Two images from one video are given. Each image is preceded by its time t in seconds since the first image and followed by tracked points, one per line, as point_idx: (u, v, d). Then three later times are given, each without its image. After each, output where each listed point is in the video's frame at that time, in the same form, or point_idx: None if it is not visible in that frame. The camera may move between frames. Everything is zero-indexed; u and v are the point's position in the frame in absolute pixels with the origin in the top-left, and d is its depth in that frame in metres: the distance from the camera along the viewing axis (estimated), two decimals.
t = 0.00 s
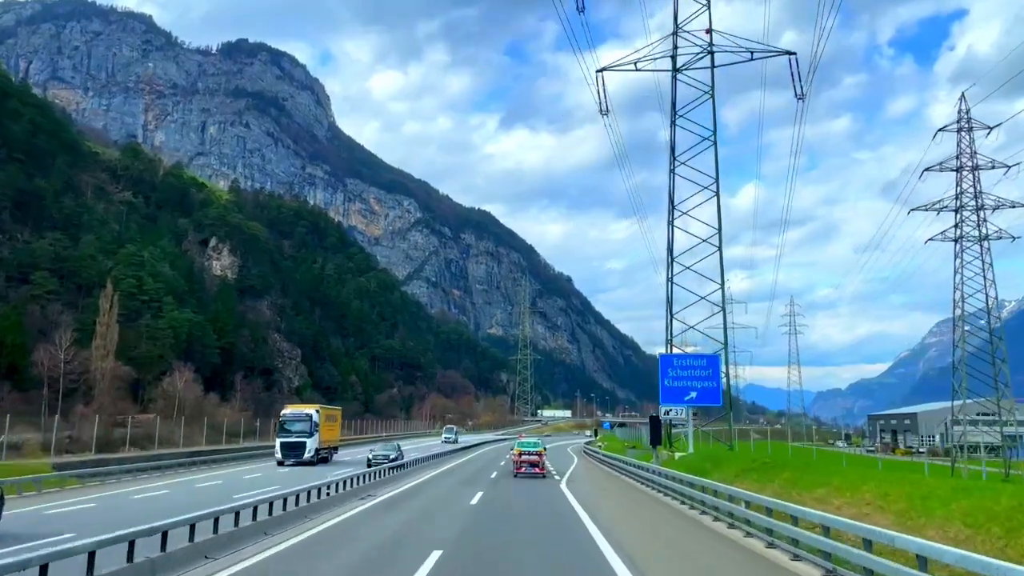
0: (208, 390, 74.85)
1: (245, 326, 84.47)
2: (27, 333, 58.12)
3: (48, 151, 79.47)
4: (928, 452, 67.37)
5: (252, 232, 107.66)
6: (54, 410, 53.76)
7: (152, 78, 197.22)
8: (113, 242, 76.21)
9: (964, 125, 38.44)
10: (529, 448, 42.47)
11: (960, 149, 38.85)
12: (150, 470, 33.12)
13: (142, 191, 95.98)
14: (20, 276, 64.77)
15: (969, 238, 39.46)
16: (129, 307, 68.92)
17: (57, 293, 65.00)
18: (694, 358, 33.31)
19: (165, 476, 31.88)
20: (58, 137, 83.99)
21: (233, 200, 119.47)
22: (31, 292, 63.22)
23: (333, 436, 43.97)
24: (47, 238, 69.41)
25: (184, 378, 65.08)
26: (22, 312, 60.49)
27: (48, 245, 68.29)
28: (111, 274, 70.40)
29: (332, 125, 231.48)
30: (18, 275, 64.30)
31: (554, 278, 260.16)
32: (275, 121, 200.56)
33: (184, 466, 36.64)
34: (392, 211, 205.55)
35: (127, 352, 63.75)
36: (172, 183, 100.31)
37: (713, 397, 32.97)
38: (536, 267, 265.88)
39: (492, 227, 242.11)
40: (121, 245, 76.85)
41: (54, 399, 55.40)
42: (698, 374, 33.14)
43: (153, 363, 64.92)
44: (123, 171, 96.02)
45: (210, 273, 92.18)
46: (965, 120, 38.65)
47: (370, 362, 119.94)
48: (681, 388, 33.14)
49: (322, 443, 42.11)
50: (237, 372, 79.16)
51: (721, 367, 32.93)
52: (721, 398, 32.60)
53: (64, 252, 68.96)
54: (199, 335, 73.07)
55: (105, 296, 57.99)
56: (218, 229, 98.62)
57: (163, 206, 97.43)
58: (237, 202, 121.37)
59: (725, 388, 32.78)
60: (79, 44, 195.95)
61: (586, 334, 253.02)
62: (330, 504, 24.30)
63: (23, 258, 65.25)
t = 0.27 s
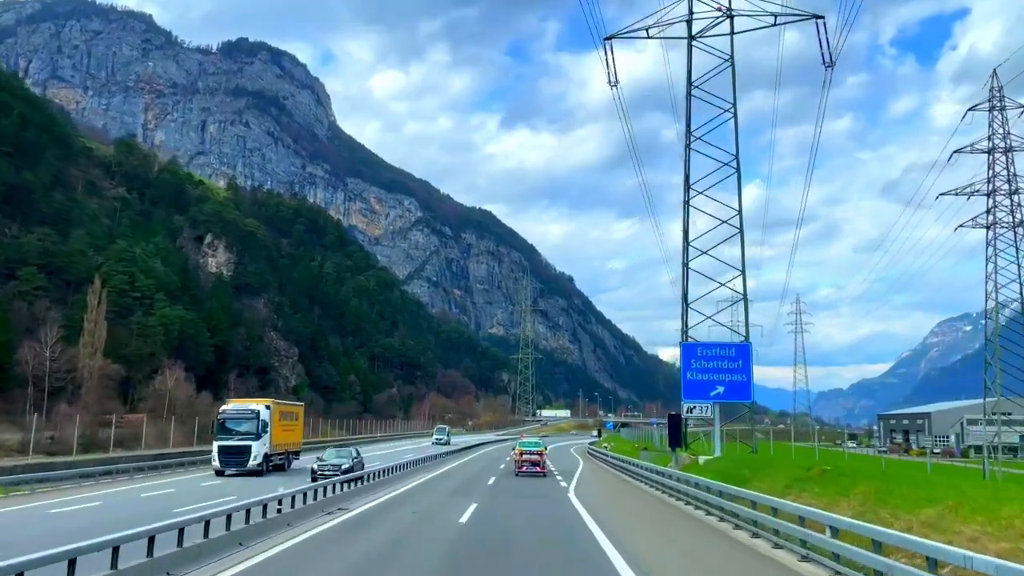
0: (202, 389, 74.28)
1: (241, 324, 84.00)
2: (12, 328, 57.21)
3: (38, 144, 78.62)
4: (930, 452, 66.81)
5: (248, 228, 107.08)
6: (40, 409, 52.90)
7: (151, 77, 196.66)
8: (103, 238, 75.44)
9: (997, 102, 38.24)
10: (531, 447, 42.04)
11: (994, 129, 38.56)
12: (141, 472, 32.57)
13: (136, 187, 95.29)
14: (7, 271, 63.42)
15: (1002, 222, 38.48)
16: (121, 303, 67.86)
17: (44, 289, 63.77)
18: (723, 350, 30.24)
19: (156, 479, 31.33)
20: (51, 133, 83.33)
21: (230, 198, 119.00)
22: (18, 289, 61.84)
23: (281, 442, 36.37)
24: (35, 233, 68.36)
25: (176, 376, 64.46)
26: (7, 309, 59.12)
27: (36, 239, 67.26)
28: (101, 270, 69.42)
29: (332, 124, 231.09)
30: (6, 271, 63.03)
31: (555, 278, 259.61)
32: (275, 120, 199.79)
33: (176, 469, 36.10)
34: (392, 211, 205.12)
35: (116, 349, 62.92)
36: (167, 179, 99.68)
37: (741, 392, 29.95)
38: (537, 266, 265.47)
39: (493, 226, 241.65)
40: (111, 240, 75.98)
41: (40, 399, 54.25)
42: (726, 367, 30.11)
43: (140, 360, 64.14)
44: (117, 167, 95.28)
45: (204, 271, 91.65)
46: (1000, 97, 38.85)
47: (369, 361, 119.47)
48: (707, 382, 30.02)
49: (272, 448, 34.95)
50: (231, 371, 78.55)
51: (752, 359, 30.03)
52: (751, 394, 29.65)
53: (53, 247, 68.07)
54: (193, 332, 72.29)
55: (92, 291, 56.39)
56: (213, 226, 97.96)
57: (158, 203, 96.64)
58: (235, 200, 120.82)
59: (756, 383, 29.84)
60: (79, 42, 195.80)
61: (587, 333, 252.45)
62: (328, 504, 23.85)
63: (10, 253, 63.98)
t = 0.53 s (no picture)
0: (194, 387, 73.57)
1: (237, 322, 83.63)
2: None
3: (27, 138, 77.73)
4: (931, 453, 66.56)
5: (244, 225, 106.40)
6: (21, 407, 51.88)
7: (151, 77, 196.10)
8: (92, 233, 74.54)
9: None
10: (532, 447, 41.62)
11: None
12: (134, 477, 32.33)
13: (130, 182, 94.52)
14: None
15: None
16: (110, 300, 66.52)
17: (30, 284, 62.92)
18: (760, 341, 27.47)
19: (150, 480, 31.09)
20: (44, 128, 82.48)
21: (228, 196, 118.47)
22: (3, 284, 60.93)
23: (201, 450, 28.86)
24: (23, 227, 67.40)
25: (168, 376, 63.78)
26: None
27: (24, 233, 66.27)
28: (91, 266, 68.46)
29: (333, 123, 230.76)
30: None
31: (557, 277, 259.24)
32: (275, 119, 199.10)
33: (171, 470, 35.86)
34: (393, 210, 204.59)
35: (105, 348, 61.83)
36: (161, 174, 98.90)
37: (780, 384, 27.16)
38: (538, 266, 265.01)
39: (495, 226, 241.36)
40: (102, 236, 75.09)
41: (21, 397, 53.24)
42: (763, 358, 27.39)
43: (131, 359, 63.10)
44: (111, 162, 94.45)
45: (198, 268, 91.01)
46: None
47: (368, 360, 119.01)
48: (741, 373, 27.24)
49: (187, 455, 27.50)
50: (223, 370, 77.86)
51: (792, 348, 27.34)
52: (792, 386, 27.04)
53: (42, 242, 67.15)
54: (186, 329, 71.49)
55: (79, 288, 55.17)
56: (208, 222, 97.42)
57: (152, 199, 95.91)
58: (233, 197, 120.30)
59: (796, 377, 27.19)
60: (78, 42, 195.47)
61: (588, 333, 251.93)
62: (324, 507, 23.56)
63: None
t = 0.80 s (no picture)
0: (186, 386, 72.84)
1: (231, 320, 83.12)
2: None
3: (15, 131, 76.86)
4: (935, 453, 65.97)
5: (239, 221, 105.64)
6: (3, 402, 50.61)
7: (151, 75, 195.61)
8: (82, 226, 73.55)
9: None
10: (533, 446, 41.17)
11: None
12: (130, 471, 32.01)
13: (123, 177, 93.72)
14: None
15: None
16: (99, 296, 65.06)
17: (15, 279, 62.05)
18: (810, 325, 23.61)
19: (146, 477, 30.79)
20: (35, 123, 81.82)
21: (224, 193, 117.79)
22: None
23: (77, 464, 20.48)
24: (10, 220, 66.40)
25: (159, 374, 62.99)
26: None
27: (10, 227, 65.27)
28: (79, 260, 67.43)
29: (333, 123, 230.40)
30: None
31: (558, 276, 258.72)
32: (274, 118, 198.37)
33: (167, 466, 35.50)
34: (393, 210, 203.94)
35: (93, 345, 60.94)
36: (155, 170, 98.19)
37: (836, 375, 23.37)
38: (539, 265, 264.44)
39: (496, 225, 240.84)
40: (91, 230, 74.15)
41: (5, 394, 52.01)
42: (815, 345, 23.57)
43: (121, 357, 62.11)
44: (104, 157, 93.72)
45: (192, 265, 90.43)
46: None
47: (367, 359, 118.32)
48: (790, 361, 23.49)
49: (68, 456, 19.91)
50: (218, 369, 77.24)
51: (851, 330, 23.41)
52: (848, 376, 23.27)
53: (29, 236, 66.19)
54: (178, 325, 70.57)
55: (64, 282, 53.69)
56: (203, 218, 96.93)
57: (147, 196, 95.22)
58: (230, 195, 119.79)
59: (854, 365, 23.40)
60: (77, 40, 195.09)
61: (588, 332, 251.32)
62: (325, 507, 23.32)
63: None
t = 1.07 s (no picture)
0: (178, 385, 72.02)
1: (225, 318, 82.49)
2: None
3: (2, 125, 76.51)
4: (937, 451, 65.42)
5: (235, 217, 105.11)
6: None
7: (150, 74, 195.26)
8: (70, 221, 72.96)
9: None
10: (535, 446, 40.79)
11: None
12: (126, 472, 31.77)
13: (117, 172, 93.08)
14: None
15: None
16: (87, 293, 64.83)
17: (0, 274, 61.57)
18: (889, 297, 17.36)
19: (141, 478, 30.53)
20: (27, 119, 81.26)
21: (221, 189, 117.41)
22: None
23: None
24: None
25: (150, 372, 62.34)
26: None
27: None
28: (66, 255, 66.79)
29: (333, 122, 230.18)
30: None
31: (558, 276, 258.41)
32: (274, 117, 197.83)
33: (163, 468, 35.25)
34: (393, 209, 203.49)
35: (81, 344, 60.28)
36: (149, 165, 97.59)
37: (922, 362, 17.07)
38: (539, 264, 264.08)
39: (496, 224, 240.49)
40: (79, 225, 73.52)
41: None
42: (893, 321, 17.33)
43: (109, 355, 61.48)
44: (97, 152, 92.98)
45: (186, 261, 90.01)
46: None
47: (365, 358, 117.69)
48: (862, 342, 17.38)
49: None
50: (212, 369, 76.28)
51: (940, 302, 17.18)
52: (939, 362, 17.01)
53: (17, 231, 65.63)
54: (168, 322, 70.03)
55: (48, 278, 52.95)
56: (198, 214, 96.57)
57: (141, 192, 94.65)
58: (228, 192, 119.37)
59: (945, 346, 17.21)
60: (76, 39, 194.85)
61: (589, 332, 251.07)
62: (325, 507, 23.04)
63: None
